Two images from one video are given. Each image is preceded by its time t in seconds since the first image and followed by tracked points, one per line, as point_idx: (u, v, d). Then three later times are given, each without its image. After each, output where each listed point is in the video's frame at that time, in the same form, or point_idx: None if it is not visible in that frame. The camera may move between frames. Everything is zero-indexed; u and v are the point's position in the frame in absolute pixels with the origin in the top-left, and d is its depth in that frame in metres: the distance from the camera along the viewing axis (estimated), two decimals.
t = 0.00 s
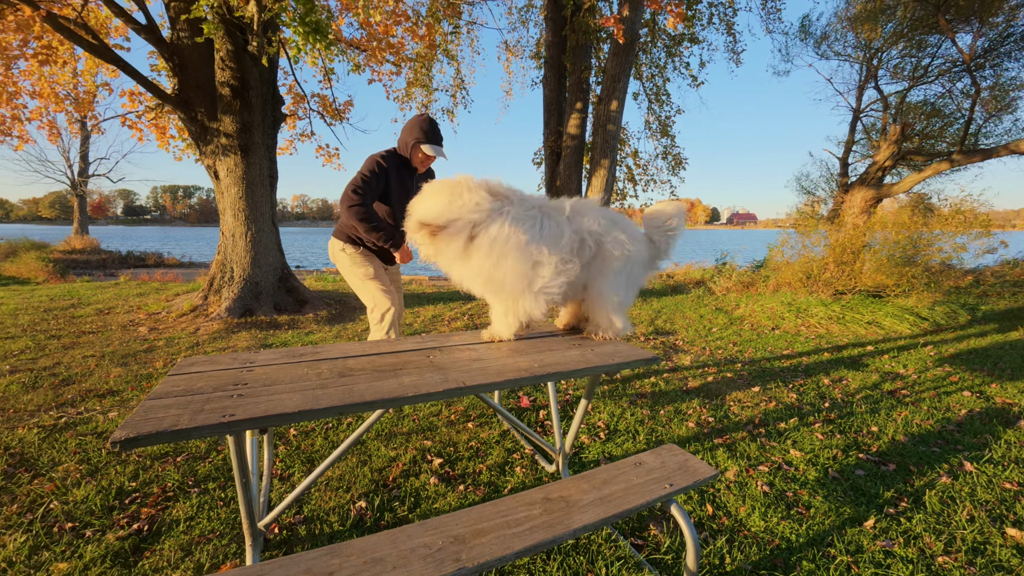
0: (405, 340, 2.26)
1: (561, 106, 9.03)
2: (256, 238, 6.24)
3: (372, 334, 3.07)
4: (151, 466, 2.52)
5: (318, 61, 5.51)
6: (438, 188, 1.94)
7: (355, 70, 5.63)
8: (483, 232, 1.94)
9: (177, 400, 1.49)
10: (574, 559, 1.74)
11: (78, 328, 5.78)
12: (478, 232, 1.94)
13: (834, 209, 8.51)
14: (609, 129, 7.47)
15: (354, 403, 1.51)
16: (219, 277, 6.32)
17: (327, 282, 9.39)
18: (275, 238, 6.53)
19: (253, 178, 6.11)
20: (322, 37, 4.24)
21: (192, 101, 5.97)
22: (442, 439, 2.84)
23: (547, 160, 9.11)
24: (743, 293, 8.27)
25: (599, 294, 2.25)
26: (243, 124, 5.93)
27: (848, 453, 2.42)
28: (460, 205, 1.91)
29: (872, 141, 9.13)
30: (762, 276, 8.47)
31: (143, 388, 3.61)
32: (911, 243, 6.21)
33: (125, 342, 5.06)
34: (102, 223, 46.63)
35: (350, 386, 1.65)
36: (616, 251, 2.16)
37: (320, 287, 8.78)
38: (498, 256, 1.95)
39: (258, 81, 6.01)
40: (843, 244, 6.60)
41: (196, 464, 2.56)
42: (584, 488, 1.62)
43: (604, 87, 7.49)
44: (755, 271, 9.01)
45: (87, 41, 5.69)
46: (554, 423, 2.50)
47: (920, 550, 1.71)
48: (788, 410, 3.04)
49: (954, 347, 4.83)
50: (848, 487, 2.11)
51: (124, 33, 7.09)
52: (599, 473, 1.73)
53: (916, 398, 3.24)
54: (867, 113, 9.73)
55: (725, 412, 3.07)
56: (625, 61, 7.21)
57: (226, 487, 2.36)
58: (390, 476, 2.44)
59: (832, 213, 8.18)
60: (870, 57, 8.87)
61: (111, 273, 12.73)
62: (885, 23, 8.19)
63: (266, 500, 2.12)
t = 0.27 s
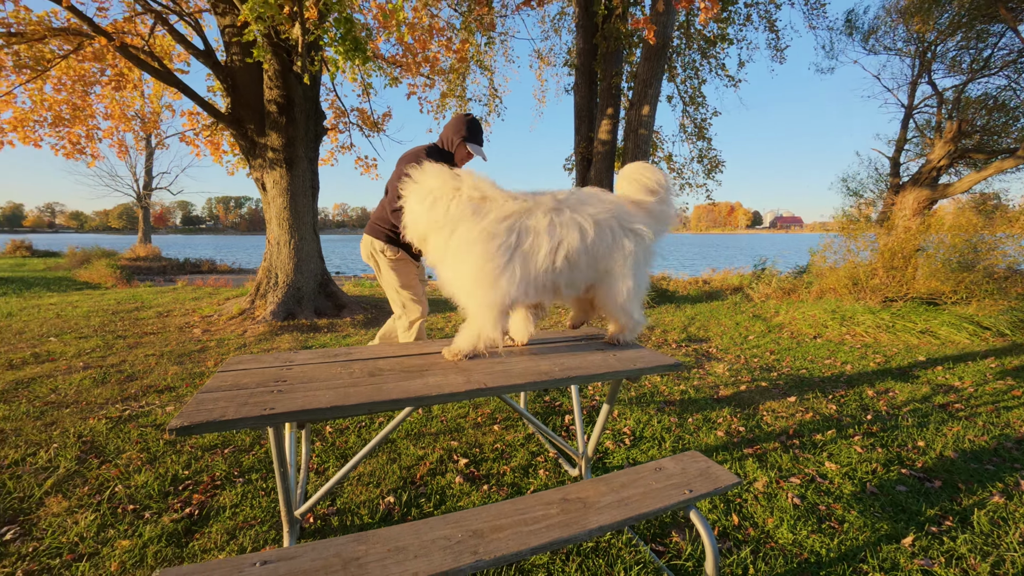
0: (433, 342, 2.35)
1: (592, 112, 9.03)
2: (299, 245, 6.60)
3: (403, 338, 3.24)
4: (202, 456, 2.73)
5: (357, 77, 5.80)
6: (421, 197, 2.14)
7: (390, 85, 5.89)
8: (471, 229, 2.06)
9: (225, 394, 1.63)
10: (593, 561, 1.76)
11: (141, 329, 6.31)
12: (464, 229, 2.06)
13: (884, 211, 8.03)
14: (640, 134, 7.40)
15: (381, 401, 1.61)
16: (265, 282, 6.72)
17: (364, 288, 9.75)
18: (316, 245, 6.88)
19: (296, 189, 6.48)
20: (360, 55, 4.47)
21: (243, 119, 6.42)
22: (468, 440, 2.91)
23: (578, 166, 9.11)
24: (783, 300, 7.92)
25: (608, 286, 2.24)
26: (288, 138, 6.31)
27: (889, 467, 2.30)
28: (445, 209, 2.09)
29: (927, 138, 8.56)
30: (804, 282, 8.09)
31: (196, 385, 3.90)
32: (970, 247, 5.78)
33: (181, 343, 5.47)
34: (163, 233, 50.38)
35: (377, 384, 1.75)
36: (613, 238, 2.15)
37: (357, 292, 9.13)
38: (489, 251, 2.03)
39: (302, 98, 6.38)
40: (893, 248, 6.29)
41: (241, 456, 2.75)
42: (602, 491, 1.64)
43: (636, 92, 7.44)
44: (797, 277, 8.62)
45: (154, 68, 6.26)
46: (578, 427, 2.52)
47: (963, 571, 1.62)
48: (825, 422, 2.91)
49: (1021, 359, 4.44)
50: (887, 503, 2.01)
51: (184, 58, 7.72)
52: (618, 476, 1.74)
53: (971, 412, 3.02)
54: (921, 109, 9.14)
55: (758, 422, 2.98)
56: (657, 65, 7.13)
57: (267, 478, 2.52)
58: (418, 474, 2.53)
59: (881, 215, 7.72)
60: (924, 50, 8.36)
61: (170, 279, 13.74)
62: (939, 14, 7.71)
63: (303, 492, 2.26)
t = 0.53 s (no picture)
0: (459, 344, 2.48)
1: (627, 118, 8.99)
2: (342, 253, 7.00)
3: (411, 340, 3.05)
4: (254, 446, 2.99)
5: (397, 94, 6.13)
6: (413, 202, 2.21)
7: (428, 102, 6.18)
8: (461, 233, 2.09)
9: (273, 386, 1.83)
10: (607, 559, 1.82)
11: (203, 331, 6.90)
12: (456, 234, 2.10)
13: (946, 213, 7.46)
14: (676, 139, 7.31)
15: (406, 396, 1.74)
16: (312, 287, 7.17)
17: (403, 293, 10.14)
18: (358, 253, 7.26)
19: (341, 200, 6.89)
20: (400, 74, 4.74)
21: (294, 136, 6.93)
22: (495, 440, 3.01)
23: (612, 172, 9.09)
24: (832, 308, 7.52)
25: (609, 286, 2.26)
26: (334, 153, 6.74)
27: (930, 483, 2.19)
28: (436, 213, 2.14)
29: (997, 133, 7.89)
30: (856, 289, 7.64)
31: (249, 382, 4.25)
32: None
33: (238, 343, 5.95)
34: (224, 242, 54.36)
35: (404, 381, 1.89)
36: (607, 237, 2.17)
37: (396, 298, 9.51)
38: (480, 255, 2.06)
39: (347, 115, 6.81)
40: (954, 254, 5.88)
41: (287, 447, 2.99)
42: (615, 489, 1.70)
43: (671, 97, 7.36)
44: (847, 284, 8.16)
45: (218, 93, 6.89)
46: (600, 430, 2.56)
47: None
48: (865, 434, 2.79)
49: None
50: (923, 520, 1.92)
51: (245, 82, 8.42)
52: (633, 476, 1.78)
53: None
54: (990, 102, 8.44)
55: (791, 432, 2.89)
56: (693, 69, 7.04)
57: (310, 468, 2.73)
58: (446, 469, 2.66)
59: (943, 217, 7.19)
60: (993, 39, 7.74)
61: (229, 285, 14.84)
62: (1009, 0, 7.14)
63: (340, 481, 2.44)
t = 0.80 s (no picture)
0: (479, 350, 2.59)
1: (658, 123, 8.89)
2: (377, 260, 7.31)
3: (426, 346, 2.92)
4: (292, 441, 3.21)
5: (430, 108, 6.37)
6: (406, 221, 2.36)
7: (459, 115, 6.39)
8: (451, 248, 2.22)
9: (305, 386, 1.99)
10: (618, 563, 1.86)
11: (250, 334, 7.39)
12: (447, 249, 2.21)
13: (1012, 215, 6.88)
14: (709, 144, 7.17)
15: (424, 398, 1.86)
16: (349, 293, 7.52)
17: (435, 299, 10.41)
18: (392, 260, 7.56)
19: (377, 210, 7.21)
20: (430, 89, 4.94)
21: (334, 150, 7.32)
22: (516, 443, 3.09)
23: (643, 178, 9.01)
24: (880, 316, 7.09)
25: (588, 291, 2.26)
26: (371, 166, 7.07)
27: (969, 503, 2.08)
28: (427, 230, 2.24)
29: None
30: (907, 297, 7.17)
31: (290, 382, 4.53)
32: None
33: (281, 346, 6.34)
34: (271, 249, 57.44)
35: (424, 384, 2.01)
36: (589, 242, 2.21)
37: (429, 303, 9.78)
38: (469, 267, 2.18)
39: (382, 130, 7.14)
40: (1018, 259, 5.41)
41: (322, 443, 3.19)
42: (623, 494, 1.74)
43: (703, 101, 7.24)
44: (898, 291, 7.67)
45: (267, 112, 7.40)
46: (617, 436, 2.59)
47: None
48: (902, 450, 2.66)
49: None
50: (956, 542, 1.84)
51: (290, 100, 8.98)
52: (643, 482, 1.82)
53: None
54: None
55: (821, 445, 2.80)
56: (726, 72, 6.90)
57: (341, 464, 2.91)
58: (467, 470, 2.76)
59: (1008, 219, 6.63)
60: None
61: (275, 290, 15.72)
62: None
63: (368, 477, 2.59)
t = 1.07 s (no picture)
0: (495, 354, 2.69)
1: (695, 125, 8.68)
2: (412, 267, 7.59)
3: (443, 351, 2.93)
4: (326, 437, 3.43)
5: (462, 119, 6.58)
6: (406, 225, 2.49)
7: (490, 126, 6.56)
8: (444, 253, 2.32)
9: (330, 384, 2.16)
10: (624, 567, 1.88)
11: (296, 336, 7.87)
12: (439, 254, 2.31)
13: None
14: (746, 145, 6.92)
15: (437, 398, 1.97)
16: (386, 298, 7.84)
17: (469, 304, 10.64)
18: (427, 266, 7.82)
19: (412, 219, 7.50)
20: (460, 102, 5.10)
21: (373, 162, 7.70)
22: (535, 447, 3.14)
23: (679, 181, 8.81)
24: (941, 325, 6.55)
25: (582, 305, 2.25)
26: (407, 176, 7.38)
27: (1014, 529, 1.93)
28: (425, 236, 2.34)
29: None
30: (973, 305, 6.58)
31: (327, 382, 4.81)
32: None
33: (322, 348, 6.72)
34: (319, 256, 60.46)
35: (438, 385, 2.12)
36: (574, 254, 2.23)
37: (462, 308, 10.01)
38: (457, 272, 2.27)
39: (418, 141, 7.43)
40: None
41: (352, 440, 3.38)
42: (627, 498, 1.76)
43: (741, 102, 7.01)
44: (963, 298, 7.05)
45: (313, 128, 7.91)
46: (631, 442, 2.59)
47: None
48: (946, 469, 2.48)
49: None
50: (995, 569, 1.72)
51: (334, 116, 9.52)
52: (648, 488, 1.83)
53: None
54: None
55: (854, 460, 2.66)
56: (765, 71, 6.67)
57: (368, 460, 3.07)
58: (485, 471, 2.85)
59: None
60: None
61: (321, 294, 16.58)
62: None
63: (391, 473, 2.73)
